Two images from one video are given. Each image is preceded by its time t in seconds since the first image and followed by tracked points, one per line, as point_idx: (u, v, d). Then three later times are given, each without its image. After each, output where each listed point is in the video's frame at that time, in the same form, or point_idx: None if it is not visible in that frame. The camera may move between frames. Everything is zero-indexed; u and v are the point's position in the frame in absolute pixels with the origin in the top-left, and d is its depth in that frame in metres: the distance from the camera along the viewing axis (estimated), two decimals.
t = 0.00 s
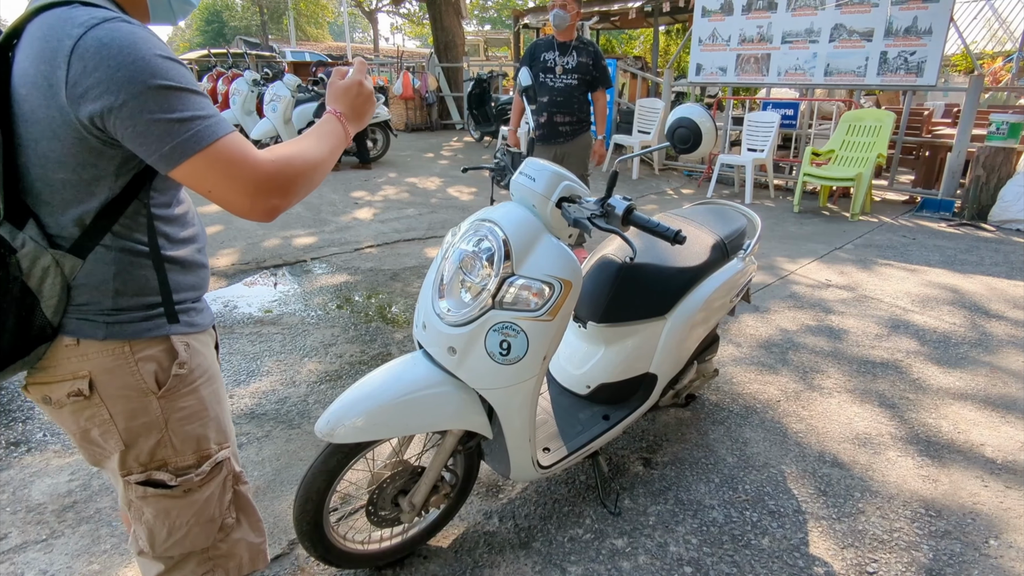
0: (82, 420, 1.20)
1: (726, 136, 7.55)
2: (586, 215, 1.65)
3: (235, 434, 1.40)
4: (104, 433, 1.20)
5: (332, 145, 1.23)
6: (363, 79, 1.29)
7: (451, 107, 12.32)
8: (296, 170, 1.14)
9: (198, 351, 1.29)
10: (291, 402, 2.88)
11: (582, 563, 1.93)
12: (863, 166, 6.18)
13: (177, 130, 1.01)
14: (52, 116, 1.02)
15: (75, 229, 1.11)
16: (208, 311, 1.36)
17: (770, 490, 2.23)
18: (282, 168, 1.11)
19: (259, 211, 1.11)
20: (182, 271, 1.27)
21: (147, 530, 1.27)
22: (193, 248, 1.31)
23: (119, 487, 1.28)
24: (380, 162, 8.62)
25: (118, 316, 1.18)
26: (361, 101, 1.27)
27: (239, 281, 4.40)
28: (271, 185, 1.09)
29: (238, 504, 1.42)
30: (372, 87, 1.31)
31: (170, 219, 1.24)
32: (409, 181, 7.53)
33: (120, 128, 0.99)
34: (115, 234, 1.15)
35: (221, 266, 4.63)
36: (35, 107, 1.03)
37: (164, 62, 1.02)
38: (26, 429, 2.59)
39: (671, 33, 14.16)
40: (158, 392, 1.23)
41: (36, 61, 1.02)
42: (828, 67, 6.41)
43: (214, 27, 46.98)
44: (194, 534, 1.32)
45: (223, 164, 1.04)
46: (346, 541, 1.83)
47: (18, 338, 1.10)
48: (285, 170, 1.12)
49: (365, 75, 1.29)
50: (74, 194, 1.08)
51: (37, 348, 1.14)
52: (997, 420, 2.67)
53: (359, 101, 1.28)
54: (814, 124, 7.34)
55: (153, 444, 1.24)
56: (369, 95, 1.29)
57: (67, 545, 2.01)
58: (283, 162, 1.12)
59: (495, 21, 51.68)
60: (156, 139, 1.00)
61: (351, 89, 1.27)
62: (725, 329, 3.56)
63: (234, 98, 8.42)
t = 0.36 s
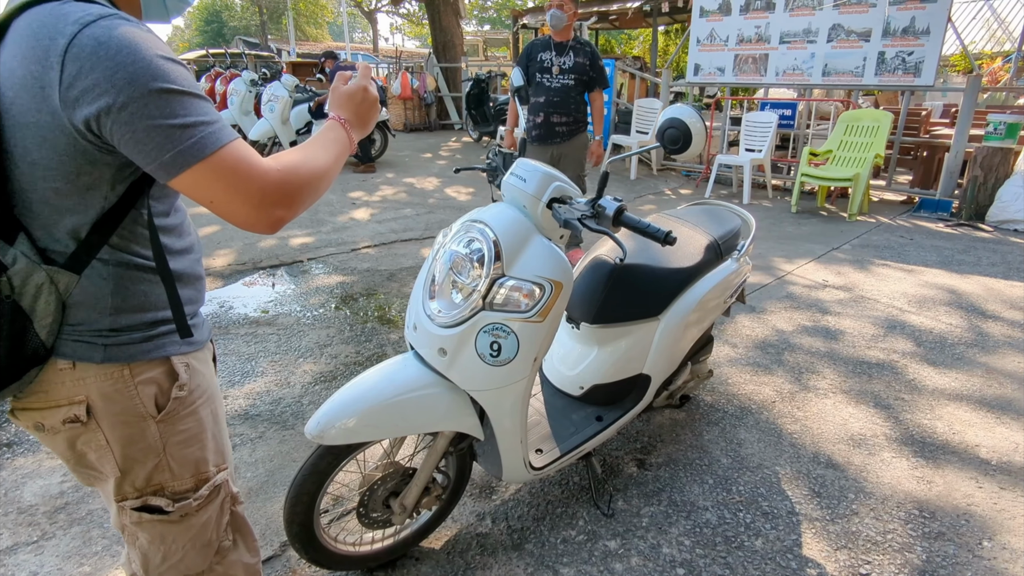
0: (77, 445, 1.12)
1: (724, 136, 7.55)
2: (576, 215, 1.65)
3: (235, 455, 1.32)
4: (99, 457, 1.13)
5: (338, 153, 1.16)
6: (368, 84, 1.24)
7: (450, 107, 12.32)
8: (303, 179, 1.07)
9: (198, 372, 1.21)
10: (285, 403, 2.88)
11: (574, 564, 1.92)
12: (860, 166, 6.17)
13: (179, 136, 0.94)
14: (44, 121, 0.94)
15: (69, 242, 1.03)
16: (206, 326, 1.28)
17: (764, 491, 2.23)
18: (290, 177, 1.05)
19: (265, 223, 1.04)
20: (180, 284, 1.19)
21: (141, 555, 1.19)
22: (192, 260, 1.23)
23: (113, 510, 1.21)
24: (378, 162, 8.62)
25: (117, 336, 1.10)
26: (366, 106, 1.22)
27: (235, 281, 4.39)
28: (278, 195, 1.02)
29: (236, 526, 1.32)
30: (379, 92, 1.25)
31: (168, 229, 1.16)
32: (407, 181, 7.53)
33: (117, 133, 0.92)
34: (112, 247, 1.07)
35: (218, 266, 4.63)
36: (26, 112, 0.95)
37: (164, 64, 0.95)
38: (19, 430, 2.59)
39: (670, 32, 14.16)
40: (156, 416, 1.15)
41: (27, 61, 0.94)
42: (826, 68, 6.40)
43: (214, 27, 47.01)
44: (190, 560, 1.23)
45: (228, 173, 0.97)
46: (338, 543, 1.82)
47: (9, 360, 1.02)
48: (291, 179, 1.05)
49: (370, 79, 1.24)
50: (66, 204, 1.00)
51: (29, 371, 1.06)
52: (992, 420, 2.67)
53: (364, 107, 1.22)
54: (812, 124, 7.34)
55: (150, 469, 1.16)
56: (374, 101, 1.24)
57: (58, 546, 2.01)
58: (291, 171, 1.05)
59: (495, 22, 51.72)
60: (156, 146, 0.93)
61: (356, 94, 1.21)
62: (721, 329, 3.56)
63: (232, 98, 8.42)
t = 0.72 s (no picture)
0: (55, 440, 1.12)
1: (722, 136, 7.55)
2: (570, 214, 1.65)
3: (218, 458, 1.32)
4: (76, 454, 1.12)
5: (334, 156, 1.15)
6: (371, 88, 1.23)
7: (449, 107, 12.32)
8: (294, 181, 1.06)
9: (182, 370, 1.21)
10: (282, 402, 2.88)
11: (570, 563, 1.93)
12: (858, 166, 6.18)
13: (167, 134, 0.94)
14: (36, 117, 0.95)
15: (55, 236, 1.03)
16: (196, 325, 1.28)
17: (760, 490, 2.23)
18: (280, 179, 1.04)
19: (253, 225, 1.03)
20: (167, 282, 1.19)
21: (118, 560, 1.19)
22: (182, 257, 1.23)
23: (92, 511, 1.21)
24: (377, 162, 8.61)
25: (97, 330, 1.10)
26: (367, 111, 1.22)
27: (233, 281, 4.39)
28: (266, 197, 1.01)
29: (218, 534, 1.33)
30: (380, 97, 1.25)
31: (159, 226, 1.16)
32: (406, 181, 7.52)
33: (105, 130, 0.92)
34: (98, 242, 1.08)
35: (216, 266, 4.63)
36: (19, 106, 0.96)
37: (157, 62, 0.95)
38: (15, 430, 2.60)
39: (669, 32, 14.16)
40: (135, 413, 1.15)
41: (21, 57, 0.95)
42: (824, 68, 6.41)
43: (214, 27, 47.00)
44: (168, 567, 1.23)
45: (214, 172, 0.97)
46: (333, 543, 1.82)
47: None
48: (282, 181, 1.04)
49: (373, 83, 1.24)
50: (57, 200, 1.01)
51: (8, 363, 1.07)
52: (988, 419, 2.67)
53: (365, 111, 1.22)
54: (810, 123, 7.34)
55: (127, 469, 1.16)
56: (375, 106, 1.24)
57: (54, 545, 2.01)
58: (281, 172, 1.04)
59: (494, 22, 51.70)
60: (144, 144, 0.93)
61: (358, 98, 1.21)
62: (718, 328, 3.56)
63: (230, 98, 8.41)
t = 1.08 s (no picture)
0: (27, 434, 1.13)
1: (721, 136, 7.54)
2: (563, 214, 1.65)
3: (213, 442, 1.29)
4: (47, 449, 1.12)
5: (322, 161, 1.13)
6: (371, 96, 1.22)
7: (448, 107, 12.32)
8: (272, 183, 1.04)
9: (156, 362, 1.19)
10: (278, 402, 2.87)
11: (564, 564, 1.92)
12: (857, 167, 6.17)
13: (138, 132, 0.92)
14: (10, 115, 0.95)
15: (24, 233, 1.03)
16: (174, 325, 1.27)
17: (755, 490, 2.23)
18: (256, 180, 1.01)
19: (225, 226, 1.00)
20: (140, 283, 1.17)
21: (114, 541, 1.21)
22: (160, 258, 1.22)
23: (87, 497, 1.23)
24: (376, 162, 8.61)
25: (60, 326, 1.09)
26: (365, 119, 1.20)
27: (230, 281, 4.39)
28: (239, 198, 0.99)
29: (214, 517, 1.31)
30: (380, 104, 1.23)
31: (136, 226, 1.15)
32: (404, 181, 7.52)
33: (77, 128, 0.92)
34: (68, 240, 1.07)
35: (213, 266, 4.62)
36: None
37: (134, 62, 0.94)
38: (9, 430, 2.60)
39: (668, 32, 14.16)
40: (105, 408, 1.14)
41: None
42: (823, 67, 6.40)
43: (214, 27, 47.01)
44: (162, 549, 1.24)
45: (184, 170, 0.95)
46: (326, 543, 1.82)
47: None
48: (258, 182, 1.02)
49: (375, 91, 1.22)
50: (28, 196, 1.01)
51: None
52: (984, 420, 2.67)
53: (362, 118, 1.20)
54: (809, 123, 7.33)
55: (107, 460, 1.16)
56: (374, 115, 1.21)
57: (47, 546, 2.01)
58: (258, 173, 1.02)
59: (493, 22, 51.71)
60: (114, 141, 0.92)
61: (356, 105, 1.19)
62: (715, 328, 3.56)
63: (229, 98, 8.40)
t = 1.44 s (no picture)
0: (39, 443, 1.11)
1: (721, 136, 7.53)
2: (559, 215, 1.63)
3: (216, 466, 1.26)
4: (59, 457, 1.10)
5: (328, 178, 1.09)
6: (381, 110, 1.18)
7: (447, 107, 12.31)
8: (276, 201, 1.00)
9: (168, 374, 1.16)
10: (275, 403, 2.86)
11: (561, 568, 1.90)
12: (856, 167, 6.16)
13: (140, 145, 0.89)
14: (17, 124, 0.93)
15: (36, 243, 1.01)
16: (185, 332, 1.25)
17: (755, 493, 2.21)
18: (260, 197, 0.98)
19: (227, 244, 0.97)
20: (151, 288, 1.15)
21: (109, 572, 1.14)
22: (172, 264, 1.20)
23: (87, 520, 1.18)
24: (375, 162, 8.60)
25: (74, 335, 1.07)
26: (373, 133, 1.15)
27: (228, 282, 4.37)
28: (240, 216, 0.95)
29: (217, 548, 1.26)
30: (390, 117, 1.19)
31: (148, 233, 1.13)
32: (403, 181, 7.51)
33: (79, 138, 0.89)
34: (80, 249, 1.05)
35: (211, 266, 4.61)
36: (3, 112, 0.94)
37: (143, 72, 0.91)
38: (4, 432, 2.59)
39: (668, 31, 14.16)
40: (115, 418, 1.10)
41: (4, 60, 0.93)
42: (822, 67, 6.39)
43: (214, 27, 47.04)
44: None
45: (188, 186, 0.92)
46: (320, 547, 1.80)
47: None
48: (262, 200, 0.98)
49: (384, 105, 1.18)
50: (39, 207, 0.99)
51: None
52: (985, 421, 2.65)
53: (371, 132, 1.16)
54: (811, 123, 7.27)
55: (111, 476, 1.12)
56: (384, 129, 1.17)
57: (39, 550, 1.99)
58: (262, 190, 0.98)
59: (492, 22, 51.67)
60: (116, 154, 0.89)
61: (366, 119, 1.15)
62: (714, 329, 3.55)
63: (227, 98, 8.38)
